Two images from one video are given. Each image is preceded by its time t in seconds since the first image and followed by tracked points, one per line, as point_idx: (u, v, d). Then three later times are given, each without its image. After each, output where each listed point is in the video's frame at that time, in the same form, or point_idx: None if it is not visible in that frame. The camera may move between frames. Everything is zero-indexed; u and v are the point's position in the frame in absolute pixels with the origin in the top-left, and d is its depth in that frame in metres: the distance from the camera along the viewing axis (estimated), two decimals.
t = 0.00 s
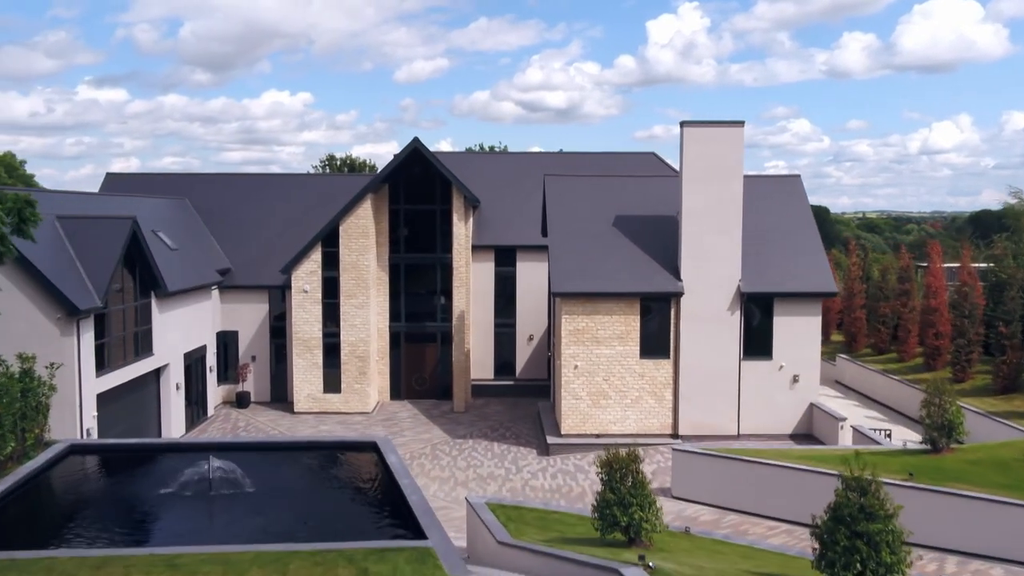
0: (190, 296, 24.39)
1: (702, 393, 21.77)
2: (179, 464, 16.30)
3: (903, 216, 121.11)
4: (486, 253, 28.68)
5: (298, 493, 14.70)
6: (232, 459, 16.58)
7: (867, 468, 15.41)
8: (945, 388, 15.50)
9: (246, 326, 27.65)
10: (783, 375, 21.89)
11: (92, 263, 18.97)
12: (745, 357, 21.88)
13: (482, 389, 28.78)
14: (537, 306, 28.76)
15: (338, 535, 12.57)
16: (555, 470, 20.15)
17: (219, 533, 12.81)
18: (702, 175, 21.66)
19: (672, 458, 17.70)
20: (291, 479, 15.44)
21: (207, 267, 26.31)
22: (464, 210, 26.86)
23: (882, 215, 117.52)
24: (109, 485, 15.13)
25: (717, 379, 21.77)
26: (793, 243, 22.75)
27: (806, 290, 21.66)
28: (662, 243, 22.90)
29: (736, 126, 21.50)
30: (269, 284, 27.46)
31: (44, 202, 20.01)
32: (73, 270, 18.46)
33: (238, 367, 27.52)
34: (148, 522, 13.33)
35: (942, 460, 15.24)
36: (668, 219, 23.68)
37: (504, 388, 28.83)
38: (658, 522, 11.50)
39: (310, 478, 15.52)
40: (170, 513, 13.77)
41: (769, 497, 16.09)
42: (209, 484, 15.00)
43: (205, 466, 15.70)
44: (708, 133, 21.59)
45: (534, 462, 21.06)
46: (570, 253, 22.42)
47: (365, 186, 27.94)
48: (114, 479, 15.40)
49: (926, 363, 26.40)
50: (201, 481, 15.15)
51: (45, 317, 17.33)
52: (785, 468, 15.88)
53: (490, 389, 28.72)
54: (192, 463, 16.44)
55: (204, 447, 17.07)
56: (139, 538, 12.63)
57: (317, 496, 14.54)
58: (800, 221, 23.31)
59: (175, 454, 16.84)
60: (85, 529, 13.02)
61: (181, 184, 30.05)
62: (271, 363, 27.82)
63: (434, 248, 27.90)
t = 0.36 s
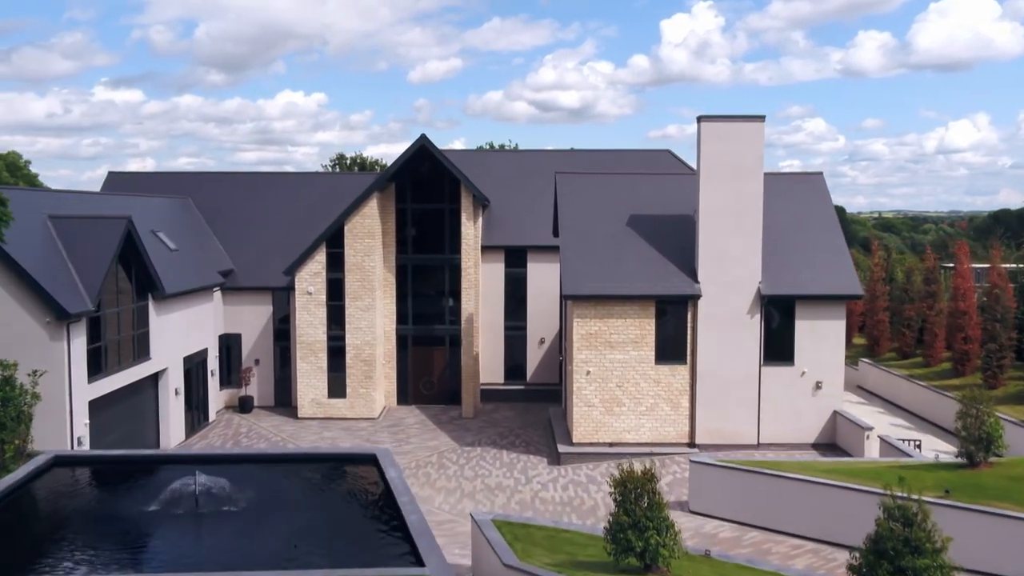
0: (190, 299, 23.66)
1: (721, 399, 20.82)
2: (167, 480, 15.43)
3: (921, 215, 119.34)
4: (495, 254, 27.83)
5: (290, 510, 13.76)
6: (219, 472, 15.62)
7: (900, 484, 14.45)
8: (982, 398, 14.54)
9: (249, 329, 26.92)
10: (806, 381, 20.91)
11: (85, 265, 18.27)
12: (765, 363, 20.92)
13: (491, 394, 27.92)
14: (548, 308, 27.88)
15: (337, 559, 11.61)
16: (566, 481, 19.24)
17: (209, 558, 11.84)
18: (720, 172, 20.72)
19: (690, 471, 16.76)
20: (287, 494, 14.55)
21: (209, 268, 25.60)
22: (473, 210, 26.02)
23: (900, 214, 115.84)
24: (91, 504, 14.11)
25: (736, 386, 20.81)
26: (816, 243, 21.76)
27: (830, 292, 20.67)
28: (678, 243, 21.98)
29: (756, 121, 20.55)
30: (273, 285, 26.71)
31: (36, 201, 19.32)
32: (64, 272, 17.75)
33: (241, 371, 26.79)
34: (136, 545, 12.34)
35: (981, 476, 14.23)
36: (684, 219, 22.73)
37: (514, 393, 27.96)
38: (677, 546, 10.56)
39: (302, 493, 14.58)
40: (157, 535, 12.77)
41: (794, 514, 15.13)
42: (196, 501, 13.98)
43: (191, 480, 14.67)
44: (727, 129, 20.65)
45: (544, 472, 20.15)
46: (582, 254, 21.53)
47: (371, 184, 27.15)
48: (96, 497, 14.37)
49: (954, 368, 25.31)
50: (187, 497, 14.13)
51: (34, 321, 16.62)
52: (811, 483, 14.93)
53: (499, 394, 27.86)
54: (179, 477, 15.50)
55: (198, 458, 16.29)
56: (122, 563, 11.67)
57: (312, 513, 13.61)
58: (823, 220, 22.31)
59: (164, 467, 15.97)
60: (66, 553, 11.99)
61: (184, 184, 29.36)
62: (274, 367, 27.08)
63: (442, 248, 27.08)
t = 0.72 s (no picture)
0: (188, 301, 22.92)
1: (739, 407, 19.88)
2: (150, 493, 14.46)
3: (940, 215, 117.45)
4: (505, 254, 26.98)
5: (281, 526, 12.83)
6: (205, 486, 14.73)
7: (934, 503, 13.48)
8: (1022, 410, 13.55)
9: (252, 332, 26.17)
10: (828, 388, 19.94)
11: (74, 267, 17.51)
12: (786, 369, 19.96)
13: (501, 398, 27.06)
14: (559, 310, 27.01)
15: None
16: (577, 492, 18.35)
17: None
18: (739, 169, 19.78)
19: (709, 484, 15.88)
20: (276, 511, 13.39)
21: (210, 269, 24.87)
22: (481, 209, 25.19)
23: (918, 214, 114.01)
24: (70, 520, 13.26)
25: (755, 393, 19.86)
26: (839, 243, 20.79)
27: (854, 295, 19.69)
28: (694, 243, 21.05)
29: (777, 115, 19.61)
30: (276, 287, 25.97)
31: (27, 199, 18.62)
32: (52, 274, 17.00)
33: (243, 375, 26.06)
34: (114, 570, 11.36)
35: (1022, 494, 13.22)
36: (700, 218, 21.81)
37: (523, 398, 27.10)
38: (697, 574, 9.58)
39: (293, 505, 13.64)
40: (137, 557, 11.82)
41: (819, 533, 14.25)
42: (178, 520, 13.03)
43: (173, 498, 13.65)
44: (746, 124, 19.71)
45: (554, 482, 19.28)
46: (594, 254, 20.64)
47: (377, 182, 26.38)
48: (76, 513, 13.54)
49: (984, 374, 24.21)
50: (169, 518, 13.09)
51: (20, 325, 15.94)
52: (838, 500, 14.00)
53: (509, 399, 27.01)
54: (163, 492, 14.60)
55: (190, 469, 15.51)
56: None
57: (303, 530, 12.61)
58: (846, 219, 21.34)
59: (150, 480, 15.12)
60: None
61: (186, 183, 28.69)
62: (277, 371, 26.33)
63: (449, 248, 26.26)
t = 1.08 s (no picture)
0: (186, 303, 22.19)
1: (758, 416, 18.92)
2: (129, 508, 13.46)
3: (959, 215, 115.63)
4: (514, 255, 26.11)
5: (268, 546, 11.84)
6: (189, 502, 13.79)
7: (972, 525, 12.53)
8: None
9: (253, 334, 25.43)
10: (853, 396, 18.95)
11: (62, 269, 16.78)
12: (808, 376, 18.99)
13: (510, 404, 26.20)
14: (570, 313, 26.12)
15: None
16: (587, 505, 17.46)
17: None
18: (759, 166, 18.83)
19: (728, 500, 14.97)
20: (262, 531, 12.42)
21: (210, 269, 24.15)
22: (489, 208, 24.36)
23: (937, 214, 112.26)
24: (43, 539, 12.39)
25: (776, 401, 18.91)
26: (864, 243, 19.80)
27: (880, 298, 18.69)
28: (711, 244, 20.11)
29: (798, 109, 18.66)
30: (278, 288, 25.23)
31: (17, 198, 17.93)
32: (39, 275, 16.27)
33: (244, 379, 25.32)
34: None
35: None
36: (717, 217, 20.86)
37: (533, 403, 26.22)
38: None
39: (286, 523, 12.60)
40: None
41: (847, 555, 13.33)
42: (155, 543, 12.00)
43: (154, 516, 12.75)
44: (766, 118, 18.76)
45: (563, 494, 18.40)
46: (606, 255, 19.75)
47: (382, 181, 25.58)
48: (51, 531, 12.68)
49: (1014, 381, 23.16)
50: (147, 538, 12.20)
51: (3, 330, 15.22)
52: (867, 520, 13.08)
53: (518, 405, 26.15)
54: (148, 507, 13.73)
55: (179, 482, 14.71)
56: None
57: (288, 553, 11.62)
58: (871, 219, 20.34)
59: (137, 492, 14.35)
60: None
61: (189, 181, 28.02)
62: (279, 375, 25.57)
63: (457, 249, 25.42)
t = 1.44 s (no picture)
0: (182, 306, 21.45)
1: (777, 426, 17.96)
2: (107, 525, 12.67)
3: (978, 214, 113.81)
4: (522, 256, 25.25)
5: None
6: (169, 521, 12.95)
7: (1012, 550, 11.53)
8: None
9: (253, 338, 24.69)
10: (877, 405, 17.96)
11: (48, 271, 16.05)
12: (829, 384, 18.01)
13: (517, 410, 25.35)
14: (580, 316, 25.24)
15: None
16: (596, 521, 16.56)
17: None
18: (778, 162, 17.88)
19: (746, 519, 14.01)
20: (241, 557, 11.57)
21: (208, 271, 23.42)
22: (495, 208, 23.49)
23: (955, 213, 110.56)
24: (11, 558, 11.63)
25: (795, 410, 17.95)
26: (888, 244, 18.80)
27: (906, 302, 17.70)
28: (727, 245, 19.17)
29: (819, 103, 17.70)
30: (278, 290, 24.47)
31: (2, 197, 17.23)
32: (22, 278, 15.54)
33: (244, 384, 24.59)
34: None
35: None
36: (734, 216, 19.92)
37: (542, 409, 25.36)
38: None
39: (263, 548, 11.79)
40: None
41: None
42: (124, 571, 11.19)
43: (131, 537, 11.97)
44: (786, 112, 17.81)
45: (571, 508, 17.52)
46: (617, 257, 18.84)
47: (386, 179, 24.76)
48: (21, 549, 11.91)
49: None
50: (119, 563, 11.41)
51: None
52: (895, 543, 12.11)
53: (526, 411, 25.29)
54: (129, 524, 12.97)
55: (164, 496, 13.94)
56: None
57: None
58: (895, 218, 19.35)
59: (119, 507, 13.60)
60: None
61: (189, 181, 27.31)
62: (280, 379, 24.82)
63: (462, 250, 24.57)
